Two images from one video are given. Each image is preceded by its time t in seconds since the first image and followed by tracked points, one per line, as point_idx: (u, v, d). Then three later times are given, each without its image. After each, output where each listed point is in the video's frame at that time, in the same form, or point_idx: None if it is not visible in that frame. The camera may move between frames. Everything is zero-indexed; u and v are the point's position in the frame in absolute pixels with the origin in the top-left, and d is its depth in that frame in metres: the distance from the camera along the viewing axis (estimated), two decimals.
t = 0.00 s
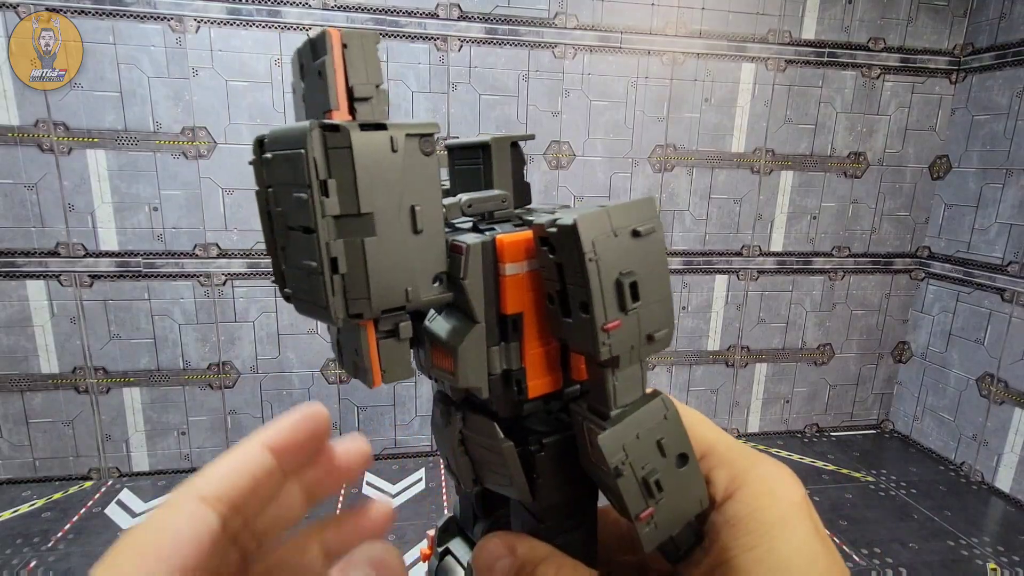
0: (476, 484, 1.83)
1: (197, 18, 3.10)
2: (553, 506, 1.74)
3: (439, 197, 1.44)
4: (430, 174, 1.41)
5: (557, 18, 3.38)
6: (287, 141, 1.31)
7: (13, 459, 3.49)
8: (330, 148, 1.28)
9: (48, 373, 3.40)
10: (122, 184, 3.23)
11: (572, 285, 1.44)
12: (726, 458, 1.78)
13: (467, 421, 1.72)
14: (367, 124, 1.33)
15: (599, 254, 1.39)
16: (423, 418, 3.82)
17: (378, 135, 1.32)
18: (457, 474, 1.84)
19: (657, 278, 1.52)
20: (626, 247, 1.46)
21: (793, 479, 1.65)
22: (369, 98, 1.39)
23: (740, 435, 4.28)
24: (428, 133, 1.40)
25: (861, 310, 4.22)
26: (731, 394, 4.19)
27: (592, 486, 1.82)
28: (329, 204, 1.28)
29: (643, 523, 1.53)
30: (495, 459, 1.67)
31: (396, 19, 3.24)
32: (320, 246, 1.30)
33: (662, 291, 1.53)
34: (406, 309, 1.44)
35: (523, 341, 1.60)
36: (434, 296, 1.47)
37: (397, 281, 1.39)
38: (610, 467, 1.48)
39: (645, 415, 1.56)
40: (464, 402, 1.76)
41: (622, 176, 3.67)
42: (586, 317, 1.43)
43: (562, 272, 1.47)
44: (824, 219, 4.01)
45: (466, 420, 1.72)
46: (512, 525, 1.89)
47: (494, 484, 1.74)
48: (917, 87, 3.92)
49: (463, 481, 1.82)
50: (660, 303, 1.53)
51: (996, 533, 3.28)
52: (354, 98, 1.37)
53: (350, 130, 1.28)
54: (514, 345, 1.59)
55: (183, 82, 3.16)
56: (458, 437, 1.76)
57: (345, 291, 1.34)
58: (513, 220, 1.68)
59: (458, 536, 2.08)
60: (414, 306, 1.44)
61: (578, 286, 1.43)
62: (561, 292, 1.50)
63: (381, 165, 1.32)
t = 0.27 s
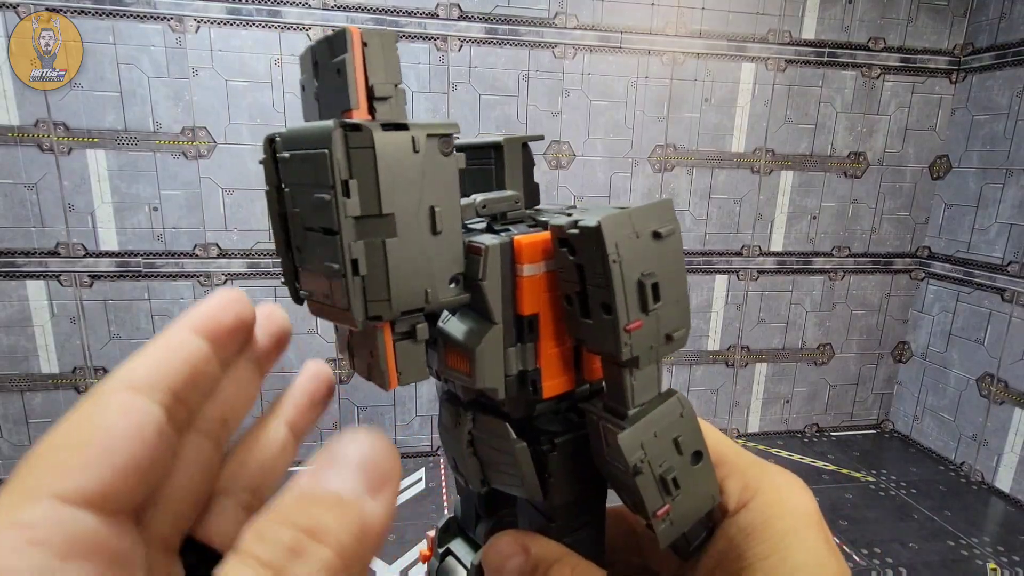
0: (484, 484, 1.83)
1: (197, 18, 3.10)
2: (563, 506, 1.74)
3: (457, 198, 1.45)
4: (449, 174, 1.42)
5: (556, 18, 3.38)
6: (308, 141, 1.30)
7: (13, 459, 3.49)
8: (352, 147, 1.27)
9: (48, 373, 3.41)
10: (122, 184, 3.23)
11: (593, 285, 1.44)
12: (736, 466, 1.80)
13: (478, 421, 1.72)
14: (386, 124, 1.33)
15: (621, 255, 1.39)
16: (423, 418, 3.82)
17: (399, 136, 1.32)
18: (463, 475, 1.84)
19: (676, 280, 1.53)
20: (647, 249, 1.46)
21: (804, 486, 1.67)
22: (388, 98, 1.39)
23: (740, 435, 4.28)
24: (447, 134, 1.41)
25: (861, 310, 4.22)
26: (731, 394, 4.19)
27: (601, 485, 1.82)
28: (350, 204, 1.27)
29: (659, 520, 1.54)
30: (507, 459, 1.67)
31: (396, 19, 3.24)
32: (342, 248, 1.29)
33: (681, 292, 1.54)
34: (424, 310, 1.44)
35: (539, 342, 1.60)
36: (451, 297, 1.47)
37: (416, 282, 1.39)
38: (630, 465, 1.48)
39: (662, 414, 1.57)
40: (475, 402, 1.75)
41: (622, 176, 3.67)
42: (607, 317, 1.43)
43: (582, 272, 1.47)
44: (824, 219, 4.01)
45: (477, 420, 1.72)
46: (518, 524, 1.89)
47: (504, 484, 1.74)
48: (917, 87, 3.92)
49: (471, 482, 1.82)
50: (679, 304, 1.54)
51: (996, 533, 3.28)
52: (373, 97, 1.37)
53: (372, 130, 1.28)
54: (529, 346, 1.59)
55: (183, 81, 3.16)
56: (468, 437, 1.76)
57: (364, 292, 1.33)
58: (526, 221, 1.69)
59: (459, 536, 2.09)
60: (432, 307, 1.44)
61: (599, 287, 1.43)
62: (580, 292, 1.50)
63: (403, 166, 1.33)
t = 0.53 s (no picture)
0: (486, 484, 1.83)
1: (196, 18, 3.10)
2: (564, 506, 1.74)
3: (461, 199, 1.44)
4: (454, 176, 1.42)
5: (557, 18, 3.38)
6: (313, 142, 1.29)
7: (13, 459, 3.49)
8: (359, 148, 1.26)
9: (48, 373, 3.40)
10: (122, 183, 3.23)
11: (599, 285, 1.44)
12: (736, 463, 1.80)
13: (481, 421, 1.72)
14: (391, 125, 1.32)
15: (628, 255, 1.39)
16: (423, 418, 3.82)
17: (405, 137, 1.31)
18: (464, 476, 1.85)
19: (681, 279, 1.53)
20: (653, 249, 1.46)
21: (805, 482, 1.68)
22: (392, 98, 1.39)
23: (740, 435, 4.28)
24: (452, 135, 1.40)
25: (861, 310, 4.22)
26: (731, 394, 4.19)
27: (604, 485, 1.82)
28: (356, 206, 1.27)
29: (665, 518, 1.53)
30: (510, 459, 1.68)
31: (396, 19, 3.24)
32: (348, 249, 1.28)
33: (685, 291, 1.54)
34: (429, 312, 1.44)
35: (543, 341, 1.60)
36: (455, 298, 1.48)
37: (421, 284, 1.39)
38: (636, 463, 1.48)
39: (667, 413, 1.57)
40: (477, 402, 1.76)
41: (622, 176, 3.67)
42: (613, 317, 1.43)
43: (587, 272, 1.47)
44: (824, 219, 4.01)
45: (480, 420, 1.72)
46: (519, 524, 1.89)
47: (507, 484, 1.75)
48: (917, 87, 3.92)
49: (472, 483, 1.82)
50: (683, 304, 1.55)
51: (996, 533, 3.28)
52: (377, 97, 1.37)
53: (377, 131, 1.27)
54: (533, 346, 1.59)
55: (183, 81, 3.16)
56: (470, 437, 1.76)
57: (369, 294, 1.33)
58: (529, 221, 1.69)
59: (459, 536, 2.10)
60: (436, 308, 1.45)
61: (605, 287, 1.43)
62: (585, 292, 1.50)
63: (409, 168, 1.32)
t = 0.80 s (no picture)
0: (475, 485, 1.84)
1: (196, 18, 3.10)
2: (553, 507, 1.73)
3: (435, 198, 1.44)
4: (427, 174, 1.41)
5: (557, 18, 3.38)
6: (284, 141, 1.31)
7: (13, 459, 3.49)
8: (327, 147, 1.27)
9: (48, 373, 3.41)
10: (122, 184, 3.23)
11: (569, 286, 1.44)
12: (731, 473, 1.82)
13: (466, 421, 1.72)
14: (361, 125, 1.33)
15: (593, 254, 1.39)
16: (422, 418, 3.82)
17: (374, 136, 1.32)
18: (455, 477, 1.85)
19: (654, 280, 1.52)
20: (622, 247, 1.46)
21: (798, 496, 1.73)
22: (366, 99, 1.39)
23: (740, 435, 4.28)
24: (425, 134, 1.40)
25: (861, 310, 4.22)
26: (731, 395, 4.19)
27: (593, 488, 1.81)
28: (325, 204, 1.28)
29: (640, 524, 1.54)
30: (492, 458, 1.68)
31: (397, 19, 3.24)
32: (317, 247, 1.30)
33: (660, 292, 1.53)
34: (403, 308, 1.44)
35: (521, 342, 1.60)
36: (431, 296, 1.48)
37: (393, 281, 1.39)
38: (607, 468, 1.48)
39: (642, 416, 1.56)
40: (464, 401, 1.76)
41: (622, 176, 3.67)
42: (582, 318, 1.43)
43: (558, 272, 1.47)
44: (824, 219, 4.01)
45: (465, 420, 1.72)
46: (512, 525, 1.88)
47: (495, 486, 1.75)
48: (917, 87, 3.91)
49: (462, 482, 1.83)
50: (658, 305, 1.54)
51: (996, 533, 3.28)
52: (351, 99, 1.37)
53: (346, 130, 1.28)
54: (511, 346, 1.59)
55: (183, 81, 3.16)
56: (457, 437, 1.76)
57: (340, 290, 1.34)
58: (510, 221, 1.68)
59: (459, 535, 2.07)
60: (411, 307, 1.45)
61: (575, 287, 1.43)
62: (557, 292, 1.50)
63: (378, 167, 1.32)
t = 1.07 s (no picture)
0: (478, 484, 1.85)
1: (196, 18, 3.09)
2: (556, 508, 1.73)
3: (439, 197, 1.44)
4: (431, 173, 1.41)
5: (557, 18, 3.38)
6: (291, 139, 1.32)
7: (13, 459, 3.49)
8: (331, 146, 1.28)
9: (48, 373, 3.41)
10: (122, 184, 3.23)
11: (569, 287, 1.44)
12: (738, 480, 1.82)
13: (469, 420, 1.72)
14: (367, 124, 1.33)
15: (593, 255, 1.39)
16: (422, 418, 3.82)
17: (379, 136, 1.32)
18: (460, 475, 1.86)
19: (657, 283, 1.52)
20: (622, 249, 1.45)
21: (804, 505, 1.73)
22: (372, 98, 1.38)
23: (740, 435, 4.28)
24: (430, 134, 1.39)
25: (861, 310, 4.22)
26: (731, 395, 4.19)
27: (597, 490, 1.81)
28: (328, 201, 1.28)
29: (638, 530, 1.54)
30: (494, 457, 1.69)
31: (396, 19, 3.24)
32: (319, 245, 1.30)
33: (663, 295, 1.53)
34: (405, 306, 1.43)
35: (523, 342, 1.59)
36: (433, 295, 1.48)
37: (396, 279, 1.39)
38: (604, 472, 1.49)
39: (644, 420, 1.56)
40: (468, 401, 1.76)
41: (622, 176, 3.67)
42: (581, 320, 1.43)
43: (558, 274, 1.46)
44: (824, 219, 4.01)
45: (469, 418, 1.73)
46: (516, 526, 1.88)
47: (498, 486, 1.75)
48: (917, 87, 3.92)
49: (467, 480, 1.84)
50: (660, 308, 1.53)
51: (996, 533, 3.28)
52: (357, 98, 1.36)
53: (351, 130, 1.28)
54: (513, 346, 1.58)
55: (183, 81, 3.16)
56: (460, 436, 1.77)
57: (343, 287, 1.34)
58: (517, 222, 1.68)
59: (467, 532, 2.07)
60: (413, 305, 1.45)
61: (574, 289, 1.42)
62: (557, 293, 1.49)
63: (382, 166, 1.33)
